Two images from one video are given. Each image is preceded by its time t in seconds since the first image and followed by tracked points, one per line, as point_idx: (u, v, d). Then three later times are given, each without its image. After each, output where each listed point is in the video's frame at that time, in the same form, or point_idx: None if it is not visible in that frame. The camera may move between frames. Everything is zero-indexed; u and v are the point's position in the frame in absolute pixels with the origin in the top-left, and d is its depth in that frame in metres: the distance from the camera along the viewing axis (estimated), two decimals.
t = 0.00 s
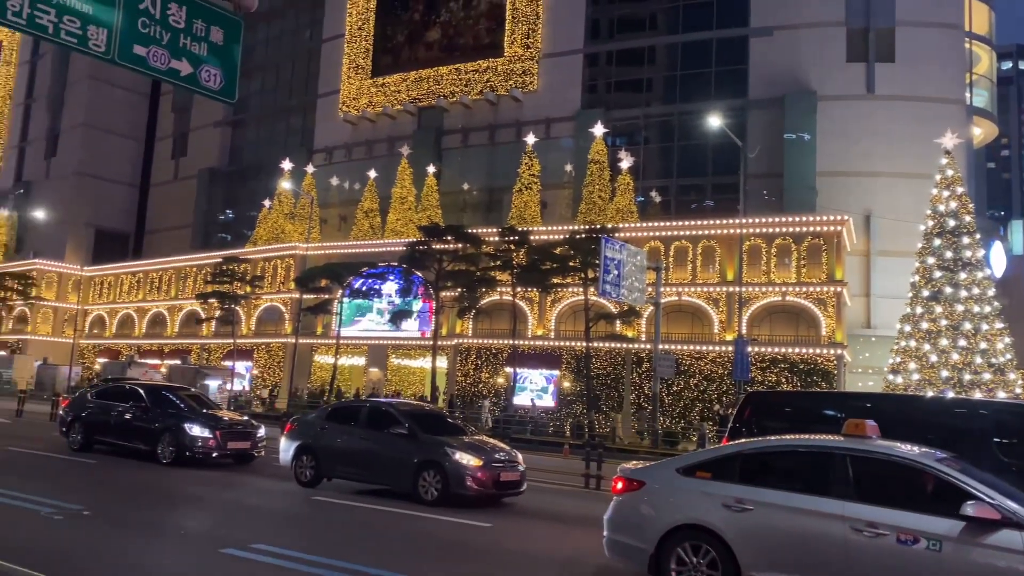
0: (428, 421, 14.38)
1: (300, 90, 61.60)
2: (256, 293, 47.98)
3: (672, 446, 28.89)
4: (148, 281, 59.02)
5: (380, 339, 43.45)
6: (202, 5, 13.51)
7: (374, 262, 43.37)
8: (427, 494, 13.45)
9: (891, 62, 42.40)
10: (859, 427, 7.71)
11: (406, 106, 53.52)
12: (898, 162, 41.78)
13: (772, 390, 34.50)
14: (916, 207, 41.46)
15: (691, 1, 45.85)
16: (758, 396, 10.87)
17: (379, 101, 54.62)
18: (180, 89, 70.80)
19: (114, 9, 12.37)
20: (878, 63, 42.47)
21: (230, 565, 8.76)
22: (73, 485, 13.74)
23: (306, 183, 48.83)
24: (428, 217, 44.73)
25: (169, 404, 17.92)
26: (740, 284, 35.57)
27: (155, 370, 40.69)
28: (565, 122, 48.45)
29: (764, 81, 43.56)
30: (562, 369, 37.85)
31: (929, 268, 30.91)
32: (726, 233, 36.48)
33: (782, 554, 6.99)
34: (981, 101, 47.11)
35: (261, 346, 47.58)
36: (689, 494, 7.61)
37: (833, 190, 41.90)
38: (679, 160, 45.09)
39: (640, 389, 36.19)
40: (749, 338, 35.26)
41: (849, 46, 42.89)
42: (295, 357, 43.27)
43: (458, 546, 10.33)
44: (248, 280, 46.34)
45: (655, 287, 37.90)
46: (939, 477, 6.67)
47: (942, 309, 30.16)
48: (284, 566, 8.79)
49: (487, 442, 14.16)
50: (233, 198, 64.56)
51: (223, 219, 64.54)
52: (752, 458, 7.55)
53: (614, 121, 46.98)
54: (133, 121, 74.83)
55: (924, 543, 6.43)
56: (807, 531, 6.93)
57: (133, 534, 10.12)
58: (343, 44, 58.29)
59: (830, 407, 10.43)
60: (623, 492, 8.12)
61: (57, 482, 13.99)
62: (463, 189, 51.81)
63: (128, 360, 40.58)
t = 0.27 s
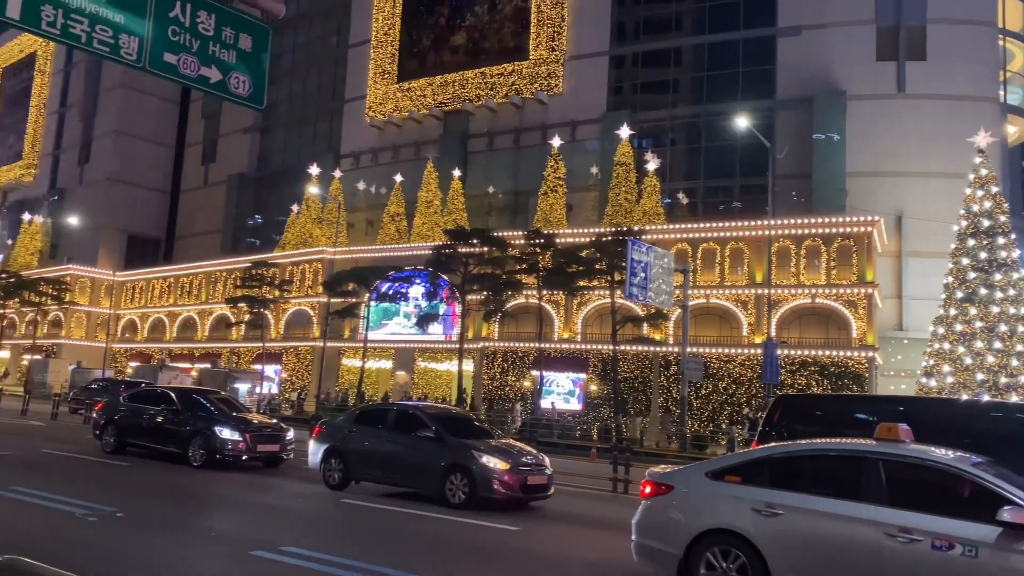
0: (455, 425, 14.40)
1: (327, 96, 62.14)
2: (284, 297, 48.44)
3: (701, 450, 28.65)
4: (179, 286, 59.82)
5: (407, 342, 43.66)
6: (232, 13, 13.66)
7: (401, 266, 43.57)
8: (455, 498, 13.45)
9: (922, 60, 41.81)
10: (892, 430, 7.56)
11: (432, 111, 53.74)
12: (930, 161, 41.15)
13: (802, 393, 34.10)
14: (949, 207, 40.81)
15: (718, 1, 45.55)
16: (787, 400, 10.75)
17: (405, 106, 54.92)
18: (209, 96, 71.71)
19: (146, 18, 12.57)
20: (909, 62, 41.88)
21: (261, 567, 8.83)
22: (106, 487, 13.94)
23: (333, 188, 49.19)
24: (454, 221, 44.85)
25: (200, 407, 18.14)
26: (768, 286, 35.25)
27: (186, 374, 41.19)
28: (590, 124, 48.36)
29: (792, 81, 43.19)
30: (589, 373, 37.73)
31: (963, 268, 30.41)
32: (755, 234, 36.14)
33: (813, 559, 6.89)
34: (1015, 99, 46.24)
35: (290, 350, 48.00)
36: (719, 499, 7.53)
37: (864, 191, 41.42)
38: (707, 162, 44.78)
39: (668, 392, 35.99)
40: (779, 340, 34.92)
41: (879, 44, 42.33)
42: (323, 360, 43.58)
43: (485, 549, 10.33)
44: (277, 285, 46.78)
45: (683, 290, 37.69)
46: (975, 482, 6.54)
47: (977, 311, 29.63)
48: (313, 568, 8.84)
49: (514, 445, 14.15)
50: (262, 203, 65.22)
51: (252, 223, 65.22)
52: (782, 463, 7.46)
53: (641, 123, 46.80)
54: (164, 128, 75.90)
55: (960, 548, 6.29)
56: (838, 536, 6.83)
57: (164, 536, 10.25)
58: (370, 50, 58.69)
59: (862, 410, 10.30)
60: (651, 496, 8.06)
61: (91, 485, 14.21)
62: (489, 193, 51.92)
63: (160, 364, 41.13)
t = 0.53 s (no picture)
0: (480, 428, 14.42)
1: (351, 101, 62.57)
2: (310, 302, 48.79)
3: (727, 453, 28.40)
4: (207, 291, 60.47)
5: (431, 346, 43.79)
6: (256, 21, 13.82)
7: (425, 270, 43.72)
8: (480, 501, 13.45)
9: (951, 58, 41.25)
10: (922, 433, 7.45)
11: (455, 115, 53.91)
12: (959, 160, 40.58)
13: (830, 396, 33.74)
14: (980, 207, 40.18)
15: (742, 1, 45.29)
16: (815, 403, 10.65)
17: (429, 110, 55.16)
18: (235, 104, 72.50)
19: (173, 28, 12.73)
20: (937, 60, 41.35)
21: (288, 571, 8.87)
22: (136, 491, 14.12)
23: (358, 193, 49.47)
24: (477, 225, 44.93)
25: (228, 411, 18.31)
26: (795, 288, 34.94)
27: (214, 379, 41.59)
28: (613, 127, 48.26)
29: (818, 81, 42.81)
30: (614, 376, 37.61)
31: (994, 269, 29.93)
32: (781, 236, 35.86)
33: (843, 564, 6.80)
34: None
35: (316, 354, 48.32)
36: (746, 504, 7.46)
37: (892, 191, 40.92)
38: (732, 163, 44.47)
39: (694, 395, 35.77)
40: (806, 343, 34.59)
41: (906, 42, 41.83)
42: (349, 364, 43.81)
43: (512, 553, 10.32)
44: (302, 290, 47.15)
45: (708, 292, 37.47)
46: (1009, 486, 6.42)
47: (1009, 312, 29.12)
48: (339, 572, 8.88)
49: (539, 449, 14.13)
50: (288, 209, 65.75)
51: (277, 229, 65.78)
52: (811, 467, 7.38)
53: (664, 125, 46.57)
54: (191, 136, 76.76)
55: (994, 553, 6.19)
56: (869, 541, 6.74)
57: (193, 539, 10.35)
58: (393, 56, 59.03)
59: (891, 414, 10.17)
60: (678, 500, 8.00)
61: (121, 488, 14.38)
62: (512, 197, 51.96)
63: (188, 369, 41.55)
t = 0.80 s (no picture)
0: (504, 432, 14.43)
1: (374, 108, 62.99)
2: (335, 307, 49.14)
3: (754, 457, 28.17)
4: (233, 297, 61.07)
5: (454, 351, 43.90)
6: (281, 30, 13.96)
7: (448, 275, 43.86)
8: (505, 506, 13.45)
9: (978, 55, 40.72)
10: (952, 436, 7.33)
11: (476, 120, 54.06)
12: (987, 159, 40.01)
13: (858, 399, 33.38)
14: (1009, 206, 39.57)
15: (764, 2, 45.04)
16: (842, 407, 10.54)
17: (450, 116, 55.37)
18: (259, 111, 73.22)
19: (198, 38, 12.90)
20: (964, 58, 40.83)
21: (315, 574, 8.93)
22: (165, 495, 14.27)
23: (381, 198, 49.71)
24: (500, 229, 45.01)
25: (254, 416, 18.45)
26: (820, 290, 34.62)
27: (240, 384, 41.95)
28: (635, 129, 48.12)
29: (842, 81, 42.43)
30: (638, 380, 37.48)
31: None
32: (806, 237, 35.56)
33: (872, 569, 6.73)
34: None
35: (341, 359, 48.63)
36: (773, 508, 7.40)
37: (918, 191, 40.45)
38: (755, 165, 44.17)
39: (719, 399, 35.54)
40: (832, 345, 34.27)
41: (931, 41, 41.36)
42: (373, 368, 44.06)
43: (537, 557, 10.32)
44: (327, 295, 47.50)
45: (733, 295, 37.24)
46: None
47: None
48: None
49: (563, 453, 14.11)
50: (312, 215, 66.25)
51: (302, 235, 66.27)
52: (838, 471, 7.31)
53: (687, 127, 46.37)
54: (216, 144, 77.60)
55: None
56: (898, 545, 6.66)
57: (221, 543, 10.45)
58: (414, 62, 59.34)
59: (921, 416, 10.05)
60: (704, 504, 7.95)
61: (150, 492, 14.55)
62: (534, 201, 51.96)
63: (215, 374, 41.99)
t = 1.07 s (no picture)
0: (525, 436, 14.40)
1: (393, 113, 63.26)
2: (356, 311, 49.32)
3: (778, 460, 27.93)
4: (255, 302, 61.49)
5: (475, 354, 43.91)
6: (301, 36, 14.04)
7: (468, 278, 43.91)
8: (527, 510, 13.41)
9: (1003, 52, 40.15)
10: (981, 438, 7.19)
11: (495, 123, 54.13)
12: (1013, 156, 39.46)
13: (883, 401, 33.00)
14: None
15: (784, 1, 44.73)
16: (868, 409, 10.41)
17: (469, 119, 55.48)
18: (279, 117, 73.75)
19: (219, 46, 13.01)
20: (989, 55, 40.30)
21: None
22: (189, 500, 14.37)
23: (401, 203, 49.86)
24: (519, 232, 44.96)
25: (277, 420, 18.55)
26: (843, 291, 34.32)
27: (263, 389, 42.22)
28: (655, 131, 47.95)
29: (864, 80, 42.05)
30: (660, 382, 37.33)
31: None
32: (829, 237, 35.24)
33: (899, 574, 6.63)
34: None
35: (362, 362, 48.83)
36: (798, 512, 7.31)
37: (943, 190, 39.99)
38: (777, 165, 43.87)
39: (742, 401, 35.28)
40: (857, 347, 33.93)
41: (955, 38, 40.86)
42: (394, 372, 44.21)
43: (559, 561, 10.28)
44: (348, 300, 47.75)
45: (755, 296, 36.97)
46: None
47: None
48: None
49: (585, 456, 14.05)
50: (333, 220, 66.62)
51: (322, 240, 66.61)
52: (864, 474, 7.21)
53: (707, 128, 46.15)
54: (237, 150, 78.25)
55: None
56: (926, 550, 6.56)
57: (245, 547, 10.50)
58: (433, 67, 59.53)
59: (948, 419, 9.91)
60: (727, 508, 7.87)
61: (174, 497, 14.66)
62: (553, 203, 51.86)
63: (238, 379, 42.26)
